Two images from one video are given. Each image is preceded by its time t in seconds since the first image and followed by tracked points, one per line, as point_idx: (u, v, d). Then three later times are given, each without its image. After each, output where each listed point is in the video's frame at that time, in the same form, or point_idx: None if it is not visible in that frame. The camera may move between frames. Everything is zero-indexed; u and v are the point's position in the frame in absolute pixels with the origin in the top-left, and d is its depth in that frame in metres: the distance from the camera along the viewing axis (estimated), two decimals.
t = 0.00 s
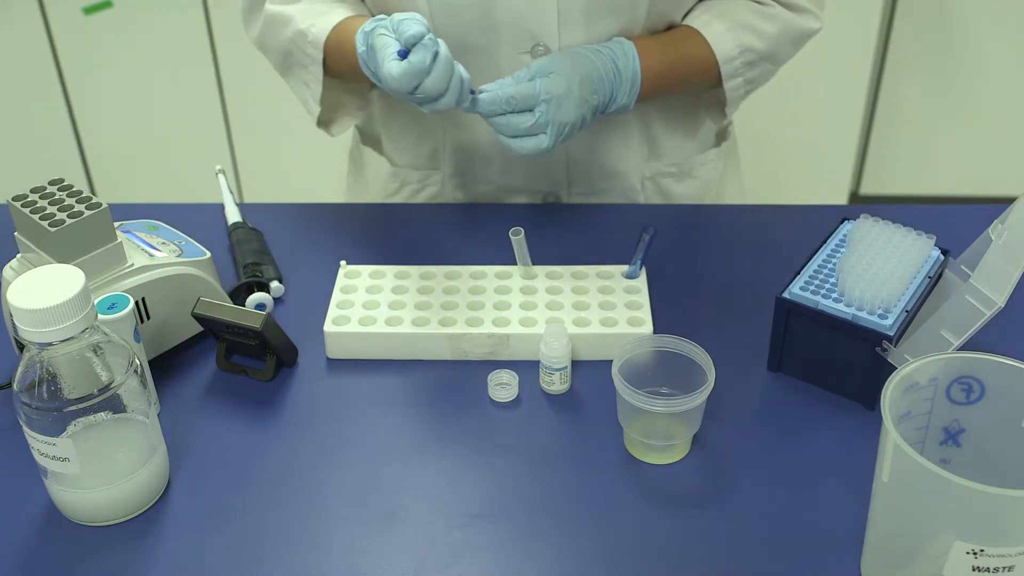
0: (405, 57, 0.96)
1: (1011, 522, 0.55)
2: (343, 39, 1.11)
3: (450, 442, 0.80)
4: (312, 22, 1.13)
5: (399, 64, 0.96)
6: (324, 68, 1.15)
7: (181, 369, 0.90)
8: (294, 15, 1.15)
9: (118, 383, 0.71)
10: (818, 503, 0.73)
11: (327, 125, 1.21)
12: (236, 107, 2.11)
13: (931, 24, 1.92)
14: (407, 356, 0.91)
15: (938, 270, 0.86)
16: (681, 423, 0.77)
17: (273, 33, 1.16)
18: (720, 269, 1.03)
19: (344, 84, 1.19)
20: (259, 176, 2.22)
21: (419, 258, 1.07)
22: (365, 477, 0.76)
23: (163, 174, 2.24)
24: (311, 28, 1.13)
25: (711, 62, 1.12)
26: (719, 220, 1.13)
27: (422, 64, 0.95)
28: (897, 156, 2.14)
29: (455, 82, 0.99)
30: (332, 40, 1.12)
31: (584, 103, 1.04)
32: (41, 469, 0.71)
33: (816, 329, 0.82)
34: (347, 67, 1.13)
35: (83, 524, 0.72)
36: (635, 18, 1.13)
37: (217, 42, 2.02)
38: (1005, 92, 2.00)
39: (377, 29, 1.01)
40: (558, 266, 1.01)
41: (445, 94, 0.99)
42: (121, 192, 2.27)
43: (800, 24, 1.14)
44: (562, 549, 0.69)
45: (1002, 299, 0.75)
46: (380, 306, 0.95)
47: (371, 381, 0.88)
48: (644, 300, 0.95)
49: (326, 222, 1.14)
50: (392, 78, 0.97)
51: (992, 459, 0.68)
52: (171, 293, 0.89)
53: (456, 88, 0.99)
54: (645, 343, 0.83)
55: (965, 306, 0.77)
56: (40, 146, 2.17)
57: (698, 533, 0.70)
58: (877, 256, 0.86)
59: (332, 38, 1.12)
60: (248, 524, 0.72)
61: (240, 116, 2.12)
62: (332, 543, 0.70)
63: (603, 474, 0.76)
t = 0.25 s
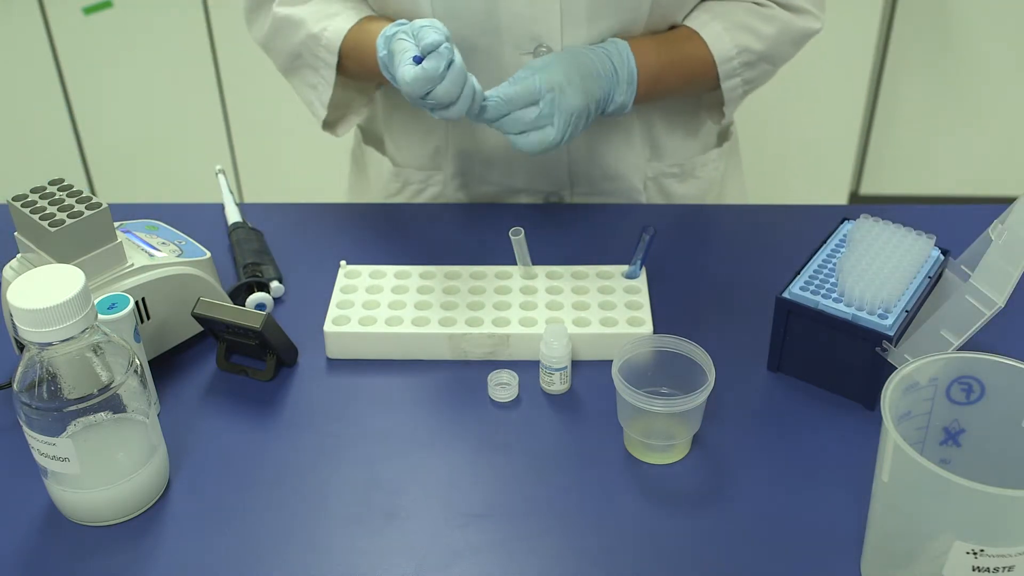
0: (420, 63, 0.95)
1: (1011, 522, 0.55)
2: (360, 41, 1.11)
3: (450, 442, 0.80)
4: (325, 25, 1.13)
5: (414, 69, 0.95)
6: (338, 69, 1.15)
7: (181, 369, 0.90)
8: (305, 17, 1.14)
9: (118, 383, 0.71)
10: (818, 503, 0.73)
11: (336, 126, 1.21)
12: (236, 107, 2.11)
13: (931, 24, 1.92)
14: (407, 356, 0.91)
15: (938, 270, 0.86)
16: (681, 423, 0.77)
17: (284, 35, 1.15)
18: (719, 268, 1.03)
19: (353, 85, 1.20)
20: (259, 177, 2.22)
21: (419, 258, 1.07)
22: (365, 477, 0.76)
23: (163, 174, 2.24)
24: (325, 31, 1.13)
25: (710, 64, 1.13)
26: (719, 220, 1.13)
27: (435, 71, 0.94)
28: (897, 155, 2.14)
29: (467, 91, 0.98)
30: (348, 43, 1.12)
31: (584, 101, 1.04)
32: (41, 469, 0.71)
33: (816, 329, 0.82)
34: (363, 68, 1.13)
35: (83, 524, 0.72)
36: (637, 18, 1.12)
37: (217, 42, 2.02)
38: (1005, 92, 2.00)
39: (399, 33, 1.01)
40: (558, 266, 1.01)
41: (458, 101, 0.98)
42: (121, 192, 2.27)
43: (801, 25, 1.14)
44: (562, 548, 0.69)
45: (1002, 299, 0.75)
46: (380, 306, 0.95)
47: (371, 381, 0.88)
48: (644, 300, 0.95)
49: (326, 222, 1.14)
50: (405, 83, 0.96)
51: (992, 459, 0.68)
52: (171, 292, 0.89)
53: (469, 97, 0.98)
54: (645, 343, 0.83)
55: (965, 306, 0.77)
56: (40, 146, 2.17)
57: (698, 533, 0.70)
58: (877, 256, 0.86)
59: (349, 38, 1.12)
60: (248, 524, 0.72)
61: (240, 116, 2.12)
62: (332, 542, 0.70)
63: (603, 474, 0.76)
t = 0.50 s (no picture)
0: (413, 66, 0.96)
1: (1011, 522, 0.55)
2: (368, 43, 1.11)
3: (450, 442, 0.80)
4: (332, 29, 1.13)
5: (406, 71, 0.96)
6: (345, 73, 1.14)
7: (181, 369, 0.90)
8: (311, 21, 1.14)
9: (118, 383, 0.71)
10: (818, 503, 0.73)
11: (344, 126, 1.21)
12: (236, 107, 2.11)
13: (931, 24, 1.92)
14: (408, 356, 0.91)
15: (938, 270, 0.86)
16: (681, 423, 0.77)
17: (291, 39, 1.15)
18: (720, 268, 1.03)
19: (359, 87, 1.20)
20: (259, 177, 2.22)
21: (419, 258, 1.07)
22: (365, 477, 0.76)
23: (163, 174, 2.24)
24: (331, 35, 1.12)
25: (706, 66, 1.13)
26: (719, 220, 1.13)
27: (425, 75, 0.95)
28: (897, 155, 2.14)
29: (456, 99, 0.99)
30: (354, 48, 1.12)
31: (582, 96, 1.04)
32: (41, 469, 0.71)
33: (816, 329, 0.82)
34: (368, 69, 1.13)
35: (83, 524, 0.72)
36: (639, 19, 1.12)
37: (217, 42, 2.02)
38: (1005, 92, 2.00)
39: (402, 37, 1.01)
40: (558, 266, 1.01)
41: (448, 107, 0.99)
42: (121, 192, 2.27)
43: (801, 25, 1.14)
44: (562, 548, 0.69)
45: (1002, 299, 0.75)
46: (380, 306, 0.95)
47: (371, 381, 0.88)
48: (645, 300, 0.95)
49: (326, 222, 1.14)
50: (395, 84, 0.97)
51: (992, 459, 0.68)
52: (172, 292, 0.89)
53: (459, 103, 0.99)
54: (645, 343, 0.83)
55: (965, 306, 0.77)
56: (40, 146, 2.17)
57: (698, 533, 0.70)
58: (877, 256, 0.86)
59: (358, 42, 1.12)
60: (248, 524, 0.72)
61: (240, 116, 2.12)
62: (332, 542, 0.70)
63: (603, 474, 0.76)
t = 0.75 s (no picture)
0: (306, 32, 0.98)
1: (1011, 522, 0.55)
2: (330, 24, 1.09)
3: (450, 442, 0.80)
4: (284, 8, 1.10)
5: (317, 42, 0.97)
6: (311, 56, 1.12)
7: (181, 369, 0.90)
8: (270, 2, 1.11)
9: (118, 383, 0.71)
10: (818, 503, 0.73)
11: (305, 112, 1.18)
12: (236, 107, 2.11)
13: (932, 24, 1.92)
14: (408, 356, 0.91)
15: (938, 270, 0.86)
16: (681, 423, 0.77)
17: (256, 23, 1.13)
18: (720, 268, 1.03)
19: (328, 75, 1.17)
20: (259, 177, 2.22)
21: (420, 258, 1.07)
22: (365, 477, 0.76)
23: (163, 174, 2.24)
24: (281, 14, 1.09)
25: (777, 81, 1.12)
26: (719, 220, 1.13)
27: (315, 42, 0.97)
28: (897, 155, 2.14)
29: (352, 68, 1.00)
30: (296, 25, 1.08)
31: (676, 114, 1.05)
32: (41, 469, 0.71)
33: (816, 329, 0.82)
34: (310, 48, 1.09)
35: (83, 524, 0.72)
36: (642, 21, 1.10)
37: (217, 42, 2.02)
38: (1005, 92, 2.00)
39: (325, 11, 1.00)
40: (558, 266, 1.01)
41: (335, 77, 0.99)
42: (121, 192, 2.27)
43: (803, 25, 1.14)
44: (562, 549, 0.69)
45: (1002, 299, 0.75)
46: (380, 306, 0.95)
47: (372, 381, 0.88)
48: (645, 300, 0.95)
49: (326, 222, 1.14)
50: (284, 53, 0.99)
51: (993, 459, 0.68)
52: (171, 292, 0.89)
53: (349, 74, 1.00)
54: (645, 343, 0.83)
55: (965, 305, 0.77)
56: (40, 146, 2.17)
57: (698, 533, 0.70)
58: (877, 255, 0.86)
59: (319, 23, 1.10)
60: (249, 524, 0.72)
61: (240, 116, 2.12)
62: (332, 543, 0.70)
63: (603, 474, 0.76)
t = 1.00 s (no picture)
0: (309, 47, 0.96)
1: (1012, 522, 0.55)
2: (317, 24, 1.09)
3: (450, 442, 0.80)
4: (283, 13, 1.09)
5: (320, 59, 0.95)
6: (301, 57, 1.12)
7: (181, 369, 0.90)
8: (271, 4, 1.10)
9: (118, 383, 0.71)
10: (818, 502, 0.73)
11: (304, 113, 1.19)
12: (236, 107, 2.11)
13: (932, 24, 1.92)
14: (408, 356, 0.91)
15: (938, 270, 0.86)
16: (681, 423, 0.77)
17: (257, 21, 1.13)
18: (720, 267, 1.03)
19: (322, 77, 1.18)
20: (259, 177, 2.22)
21: (419, 259, 1.07)
22: (365, 477, 0.76)
23: (163, 174, 2.24)
24: (281, 19, 1.08)
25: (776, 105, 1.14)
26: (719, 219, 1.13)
27: (319, 58, 0.95)
28: (897, 155, 2.14)
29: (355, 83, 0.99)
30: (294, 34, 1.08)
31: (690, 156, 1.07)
32: (41, 469, 0.71)
33: (816, 329, 0.82)
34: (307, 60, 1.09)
35: (83, 523, 0.72)
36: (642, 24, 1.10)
37: (217, 42, 2.02)
38: (1005, 92, 2.00)
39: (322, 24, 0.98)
40: (558, 266, 1.01)
41: (336, 94, 0.99)
42: (121, 192, 2.27)
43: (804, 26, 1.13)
44: (562, 549, 0.69)
45: (1002, 299, 0.75)
46: (380, 306, 0.95)
47: (372, 381, 0.88)
48: (644, 300, 0.95)
49: (325, 222, 1.14)
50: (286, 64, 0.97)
51: (993, 459, 0.68)
52: (171, 293, 0.89)
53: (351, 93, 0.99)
54: (645, 343, 0.83)
55: (965, 306, 0.77)
56: (40, 146, 2.17)
57: (698, 533, 0.70)
58: (877, 256, 0.86)
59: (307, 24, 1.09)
60: (249, 525, 0.72)
61: (240, 116, 2.12)
62: (332, 543, 0.70)
63: (603, 474, 0.76)
